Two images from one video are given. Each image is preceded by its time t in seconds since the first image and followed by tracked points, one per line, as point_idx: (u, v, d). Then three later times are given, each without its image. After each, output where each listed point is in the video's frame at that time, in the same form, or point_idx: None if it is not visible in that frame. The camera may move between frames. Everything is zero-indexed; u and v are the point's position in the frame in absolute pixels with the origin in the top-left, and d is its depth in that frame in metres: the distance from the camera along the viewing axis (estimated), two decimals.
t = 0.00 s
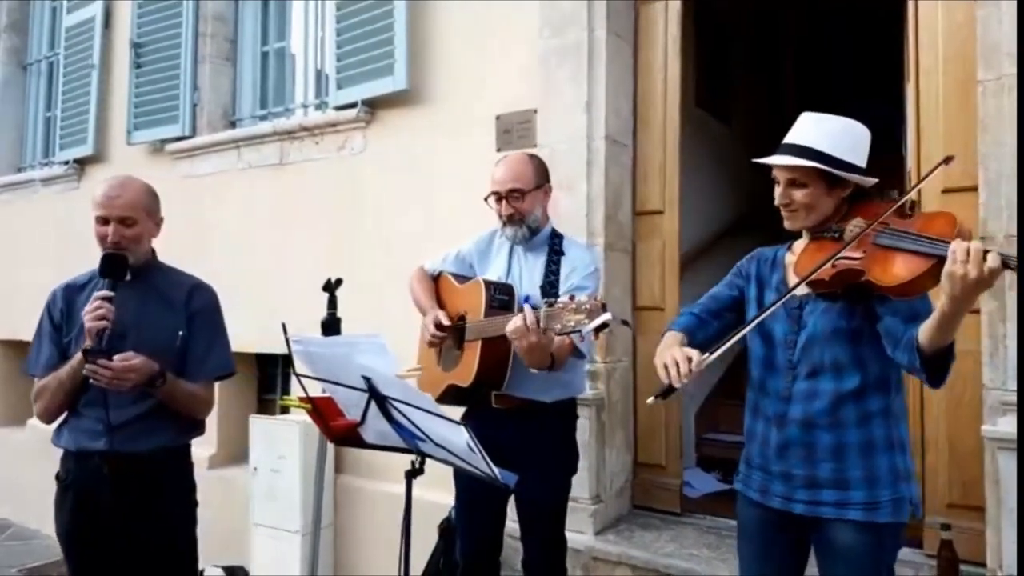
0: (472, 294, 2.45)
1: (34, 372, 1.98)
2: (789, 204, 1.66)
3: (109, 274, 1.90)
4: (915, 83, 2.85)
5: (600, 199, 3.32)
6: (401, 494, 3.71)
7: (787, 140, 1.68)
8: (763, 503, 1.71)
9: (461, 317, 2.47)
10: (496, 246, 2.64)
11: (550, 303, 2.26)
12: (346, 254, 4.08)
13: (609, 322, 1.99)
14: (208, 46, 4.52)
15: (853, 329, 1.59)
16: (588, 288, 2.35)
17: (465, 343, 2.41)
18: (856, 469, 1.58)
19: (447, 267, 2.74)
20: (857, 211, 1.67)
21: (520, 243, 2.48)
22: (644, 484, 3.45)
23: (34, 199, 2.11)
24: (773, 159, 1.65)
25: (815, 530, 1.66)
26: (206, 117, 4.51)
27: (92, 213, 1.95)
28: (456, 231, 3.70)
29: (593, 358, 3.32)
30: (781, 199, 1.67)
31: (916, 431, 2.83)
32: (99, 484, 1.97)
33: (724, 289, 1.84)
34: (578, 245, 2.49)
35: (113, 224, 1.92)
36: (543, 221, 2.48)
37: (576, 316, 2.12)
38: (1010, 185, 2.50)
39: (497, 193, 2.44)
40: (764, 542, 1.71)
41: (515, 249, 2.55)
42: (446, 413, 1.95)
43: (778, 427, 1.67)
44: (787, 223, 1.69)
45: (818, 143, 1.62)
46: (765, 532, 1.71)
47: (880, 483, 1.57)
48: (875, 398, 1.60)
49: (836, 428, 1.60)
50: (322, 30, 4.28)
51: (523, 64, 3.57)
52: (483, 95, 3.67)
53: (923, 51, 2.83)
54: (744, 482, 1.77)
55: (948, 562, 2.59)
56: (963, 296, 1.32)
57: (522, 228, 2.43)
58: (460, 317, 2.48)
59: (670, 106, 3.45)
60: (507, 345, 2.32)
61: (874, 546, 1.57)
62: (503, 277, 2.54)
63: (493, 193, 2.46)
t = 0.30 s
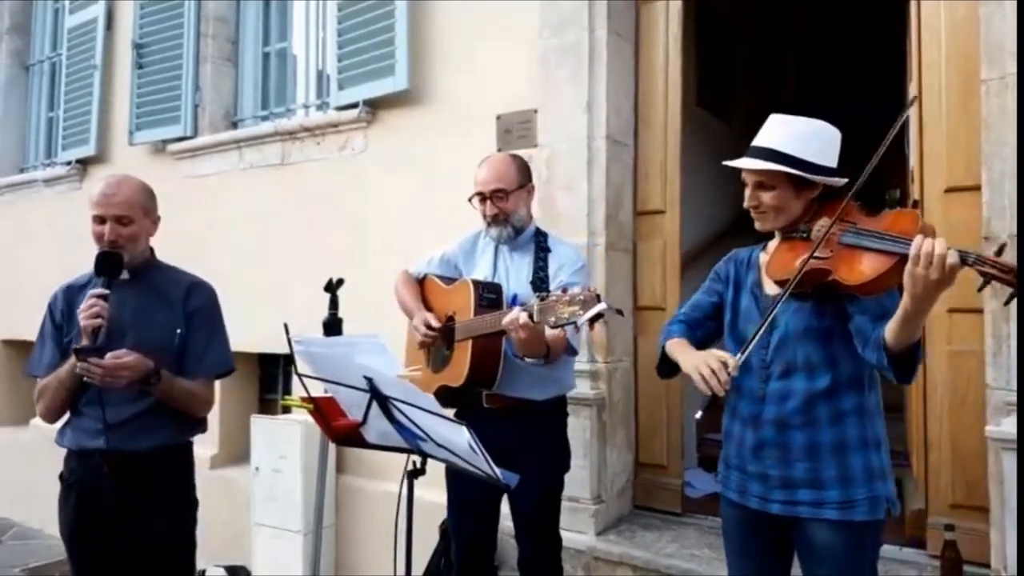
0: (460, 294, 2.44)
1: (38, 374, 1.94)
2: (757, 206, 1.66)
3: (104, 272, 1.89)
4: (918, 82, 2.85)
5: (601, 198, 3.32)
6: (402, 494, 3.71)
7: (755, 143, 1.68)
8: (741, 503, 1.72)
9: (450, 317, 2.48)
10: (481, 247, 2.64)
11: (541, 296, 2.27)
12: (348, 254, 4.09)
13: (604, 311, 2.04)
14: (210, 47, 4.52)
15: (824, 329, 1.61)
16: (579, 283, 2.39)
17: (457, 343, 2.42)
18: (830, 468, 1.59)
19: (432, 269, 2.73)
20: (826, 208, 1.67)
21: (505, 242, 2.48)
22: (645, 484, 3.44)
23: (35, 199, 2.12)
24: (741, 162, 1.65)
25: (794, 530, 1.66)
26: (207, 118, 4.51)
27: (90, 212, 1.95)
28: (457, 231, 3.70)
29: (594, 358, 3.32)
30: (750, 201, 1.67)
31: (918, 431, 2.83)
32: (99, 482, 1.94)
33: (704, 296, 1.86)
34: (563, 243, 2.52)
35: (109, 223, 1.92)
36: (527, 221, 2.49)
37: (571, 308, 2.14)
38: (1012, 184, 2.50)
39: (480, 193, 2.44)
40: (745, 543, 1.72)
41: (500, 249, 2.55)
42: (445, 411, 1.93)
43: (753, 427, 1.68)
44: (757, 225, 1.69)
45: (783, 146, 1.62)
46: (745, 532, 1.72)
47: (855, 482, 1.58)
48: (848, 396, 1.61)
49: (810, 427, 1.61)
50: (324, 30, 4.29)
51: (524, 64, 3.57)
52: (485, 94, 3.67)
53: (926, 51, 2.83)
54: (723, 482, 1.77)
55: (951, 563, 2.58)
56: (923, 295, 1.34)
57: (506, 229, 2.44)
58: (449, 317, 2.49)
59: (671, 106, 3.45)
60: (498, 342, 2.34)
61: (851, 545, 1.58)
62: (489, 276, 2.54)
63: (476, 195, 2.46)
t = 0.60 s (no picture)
0: (445, 293, 2.46)
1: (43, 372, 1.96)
2: (729, 206, 1.67)
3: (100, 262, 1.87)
4: (919, 81, 2.85)
5: (601, 198, 3.32)
6: (403, 494, 3.72)
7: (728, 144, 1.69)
8: (724, 504, 1.72)
9: (436, 317, 2.50)
10: (461, 246, 2.65)
11: (529, 289, 2.28)
12: (349, 254, 4.09)
13: (593, 302, 2.04)
14: (211, 48, 4.53)
15: (797, 328, 1.62)
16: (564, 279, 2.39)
17: (443, 342, 2.43)
18: (809, 466, 1.59)
19: (414, 269, 2.75)
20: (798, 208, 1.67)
21: (487, 241, 2.49)
22: (646, 484, 3.44)
23: (36, 200, 2.13)
24: (713, 164, 1.66)
25: (779, 528, 1.67)
26: (208, 119, 4.52)
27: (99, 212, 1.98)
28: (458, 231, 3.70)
29: (594, 358, 3.33)
30: (722, 202, 1.68)
31: (920, 430, 2.83)
32: (99, 481, 1.93)
33: (683, 299, 1.86)
34: (544, 239, 2.52)
35: (111, 215, 1.93)
36: (507, 219, 2.49)
37: (559, 300, 2.14)
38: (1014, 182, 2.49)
39: (460, 193, 2.44)
40: (731, 544, 1.73)
41: (481, 248, 2.56)
42: (446, 411, 1.94)
43: (731, 427, 1.69)
44: (730, 225, 1.70)
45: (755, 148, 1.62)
46: (730, 532, 1.73)
47: (834, 479, 1.58)
48: (824, 394, 1.61)
49: (786, 426, 1.61)
50: (324, 31, 4.29)
51: (524, 64, 3.57)
52: (486, 95, 3.68)
53: (927, 50, 2.83)
54: (706, 484, 1.78)
55: (955, 563, 2.58)
56: (891, 295, 1.38)
57: (488, 227, 2.44)
58: (434, 317, 2.51)
59: (671, 105, 3.45)
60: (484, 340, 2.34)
61: (833, 543, 1.58)
62: (472, 275, 2.54)
63: (457, 195, 2.47)
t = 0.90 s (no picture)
0: (435, 297, 2.46)
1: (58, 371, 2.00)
2: (714, 208, 1.69)
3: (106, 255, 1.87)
4: (920, 80, 2.84)
5: (603, 199, 3.32)
6: (407, 495, 3.72)
7: (712, 148, 1.72)
8: (715, 503, 1.73)
9: (428, 320, 2.49)
10: (449, 249, 2.66)
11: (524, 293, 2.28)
12: (351, 255, 4.09)
13: (588, 305, 2.08)
14: (213, 51, 4.54)
15: (782, 326, 1.62)
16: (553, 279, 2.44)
17: (435, 345, 2.43)
18: (797, 463, 1.60)
19: (402, 274, 2.75)
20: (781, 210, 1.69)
21: (475, 243, 2.50)
22: (650, 485, 3.44)
23: (38, 203, 2.14)
24: (698, 166, 1.69)
25: (770, 525, 1.67)
26: (210, 121, 4.54)
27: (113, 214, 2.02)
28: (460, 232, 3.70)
29: (596, 358, 3.32)
30: (707, 204, 1.70)
31: (923, 428, 2.83)
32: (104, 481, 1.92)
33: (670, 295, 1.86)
34: (531, 239, 2.54)
35: (120, 211, 1.96)
36: (494, 220, 2.51)
37: (554, 304, 2.15)
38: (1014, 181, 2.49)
39: (447, 196, 2.45)
40: (724, 542, 1.74)
41: (469, 250, 2.57)
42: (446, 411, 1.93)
43: (719, 425, 1.70)
44: (714, 226, 1.72)
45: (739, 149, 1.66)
46: (723, 532, 1.73)
47: (822, 476, 1.58)
48: (809, 391, 1.62)
49: (773, 424, 1.62)
50: (326, 34, 4.28)
51: (525, 65, 3.57)
52: (488, 96, 3.68)
53: (927, 49, 2.82)
54: (696, 482, 1.79)
55: (958, 562, 2.56)
56: (879, 295, 1.39)
57: (475, 229, 2.46)
58: (427, 320, 2.50)
59: (672, 105, 3.45)
60: (478, 343, 2.36)
61: (823, 539, 1.58)
62: (462, 279, 2.56)
63: (443, 198, 2.48)
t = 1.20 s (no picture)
0: (432, 298, 2.47)
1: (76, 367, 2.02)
2: (712, 208, 1.70)
3: (120, 253, 1.88)
4: (923, 81, 2.84)
5: (605, 199, 3.33)
6: (409, 494, 3.73)
7: (710, 148, 1.73)
8: (711, 500, 1.75)
9: (425, 322, 2.49)
10: (446, 250, 2.66)
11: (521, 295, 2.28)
12: (354, 255, 4.10)
13: (583, 306, 2.10)
14: (216, 51, 4.55)
15: (779, 325, 1.65)
16: (549, 280, 2.46)
17: (433, 346, 2.43)
18: (793, 460, 1.62)
19: (399, 275, 2.75)
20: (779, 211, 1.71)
21: (471, 244, 2.50)
22: (652, 484, 3.44)
23: (43, 202, 2.15)
24: (697, 166, 1.69)
25: (765, 522, 1.70)
26: (213, 121, 4.55)
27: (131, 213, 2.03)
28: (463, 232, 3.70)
29: (599, 358, 3.33)
30: (705, 204, 1.71)
31: (926, 428, 2.83)
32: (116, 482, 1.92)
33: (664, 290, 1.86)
34: (527, 240, 2.55)
35: (135, 208, 1.97)
36: (490, 221, 2.51)
37: (550, 306, 2.16)
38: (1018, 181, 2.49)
39: (444, 198, 2.45)
40: (719, 540, 1.76)
41: (466, 252, 2.58)
42: (449, 409, 1.92)
43: (715, 423, 1.73)
44: (710, 226, 1.74)
45: (736, 149, 1.67)
46: (719, 529, 1.75)
47: (817, 473, 1.61)
48: (806, 390, 1.65)
49: (770, 422, 1.65)
50: (330, 34, 4.28)
51: (529, 65, 3.58)
52: (491, 96, 3.68)
53: (931, 50, 2.82)
54: (690, 480, 1.81)
55: (960, 562, 2.57)
56: (882, 293, 1.40)
57: (472, 231, 2.45)
58: (423, 321, 2.50)
59: (675, 105, 3.45)
60: (476, 343, 2.37)
61: (817, 535, 1.61)
62: (458, 280, 2.57)
63: (440, 199, 2.47)
